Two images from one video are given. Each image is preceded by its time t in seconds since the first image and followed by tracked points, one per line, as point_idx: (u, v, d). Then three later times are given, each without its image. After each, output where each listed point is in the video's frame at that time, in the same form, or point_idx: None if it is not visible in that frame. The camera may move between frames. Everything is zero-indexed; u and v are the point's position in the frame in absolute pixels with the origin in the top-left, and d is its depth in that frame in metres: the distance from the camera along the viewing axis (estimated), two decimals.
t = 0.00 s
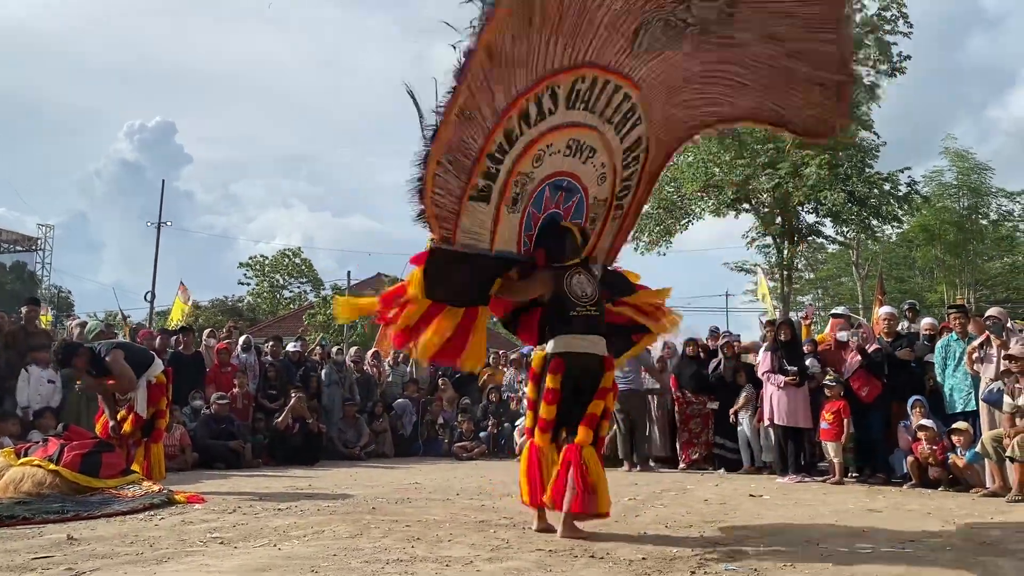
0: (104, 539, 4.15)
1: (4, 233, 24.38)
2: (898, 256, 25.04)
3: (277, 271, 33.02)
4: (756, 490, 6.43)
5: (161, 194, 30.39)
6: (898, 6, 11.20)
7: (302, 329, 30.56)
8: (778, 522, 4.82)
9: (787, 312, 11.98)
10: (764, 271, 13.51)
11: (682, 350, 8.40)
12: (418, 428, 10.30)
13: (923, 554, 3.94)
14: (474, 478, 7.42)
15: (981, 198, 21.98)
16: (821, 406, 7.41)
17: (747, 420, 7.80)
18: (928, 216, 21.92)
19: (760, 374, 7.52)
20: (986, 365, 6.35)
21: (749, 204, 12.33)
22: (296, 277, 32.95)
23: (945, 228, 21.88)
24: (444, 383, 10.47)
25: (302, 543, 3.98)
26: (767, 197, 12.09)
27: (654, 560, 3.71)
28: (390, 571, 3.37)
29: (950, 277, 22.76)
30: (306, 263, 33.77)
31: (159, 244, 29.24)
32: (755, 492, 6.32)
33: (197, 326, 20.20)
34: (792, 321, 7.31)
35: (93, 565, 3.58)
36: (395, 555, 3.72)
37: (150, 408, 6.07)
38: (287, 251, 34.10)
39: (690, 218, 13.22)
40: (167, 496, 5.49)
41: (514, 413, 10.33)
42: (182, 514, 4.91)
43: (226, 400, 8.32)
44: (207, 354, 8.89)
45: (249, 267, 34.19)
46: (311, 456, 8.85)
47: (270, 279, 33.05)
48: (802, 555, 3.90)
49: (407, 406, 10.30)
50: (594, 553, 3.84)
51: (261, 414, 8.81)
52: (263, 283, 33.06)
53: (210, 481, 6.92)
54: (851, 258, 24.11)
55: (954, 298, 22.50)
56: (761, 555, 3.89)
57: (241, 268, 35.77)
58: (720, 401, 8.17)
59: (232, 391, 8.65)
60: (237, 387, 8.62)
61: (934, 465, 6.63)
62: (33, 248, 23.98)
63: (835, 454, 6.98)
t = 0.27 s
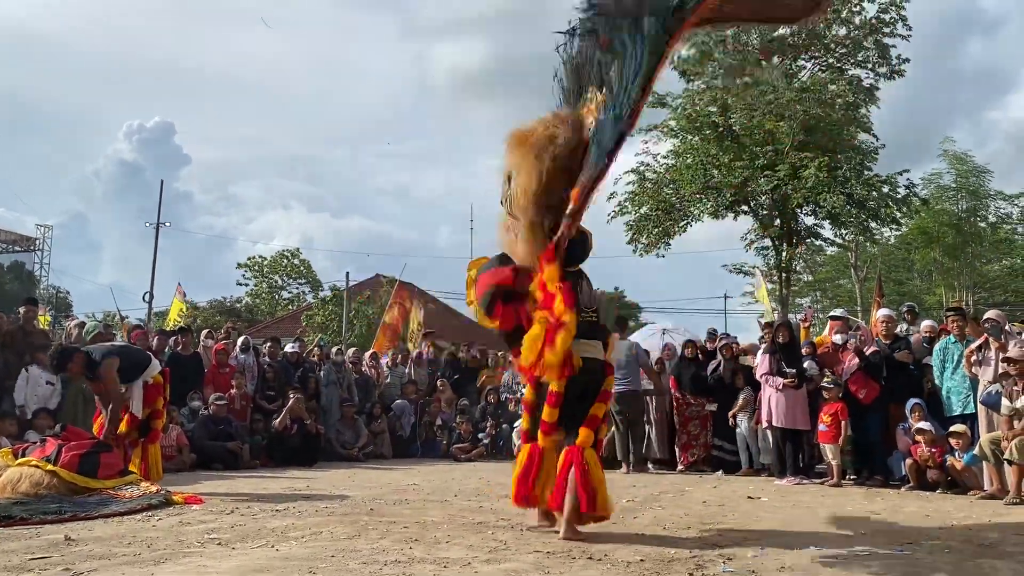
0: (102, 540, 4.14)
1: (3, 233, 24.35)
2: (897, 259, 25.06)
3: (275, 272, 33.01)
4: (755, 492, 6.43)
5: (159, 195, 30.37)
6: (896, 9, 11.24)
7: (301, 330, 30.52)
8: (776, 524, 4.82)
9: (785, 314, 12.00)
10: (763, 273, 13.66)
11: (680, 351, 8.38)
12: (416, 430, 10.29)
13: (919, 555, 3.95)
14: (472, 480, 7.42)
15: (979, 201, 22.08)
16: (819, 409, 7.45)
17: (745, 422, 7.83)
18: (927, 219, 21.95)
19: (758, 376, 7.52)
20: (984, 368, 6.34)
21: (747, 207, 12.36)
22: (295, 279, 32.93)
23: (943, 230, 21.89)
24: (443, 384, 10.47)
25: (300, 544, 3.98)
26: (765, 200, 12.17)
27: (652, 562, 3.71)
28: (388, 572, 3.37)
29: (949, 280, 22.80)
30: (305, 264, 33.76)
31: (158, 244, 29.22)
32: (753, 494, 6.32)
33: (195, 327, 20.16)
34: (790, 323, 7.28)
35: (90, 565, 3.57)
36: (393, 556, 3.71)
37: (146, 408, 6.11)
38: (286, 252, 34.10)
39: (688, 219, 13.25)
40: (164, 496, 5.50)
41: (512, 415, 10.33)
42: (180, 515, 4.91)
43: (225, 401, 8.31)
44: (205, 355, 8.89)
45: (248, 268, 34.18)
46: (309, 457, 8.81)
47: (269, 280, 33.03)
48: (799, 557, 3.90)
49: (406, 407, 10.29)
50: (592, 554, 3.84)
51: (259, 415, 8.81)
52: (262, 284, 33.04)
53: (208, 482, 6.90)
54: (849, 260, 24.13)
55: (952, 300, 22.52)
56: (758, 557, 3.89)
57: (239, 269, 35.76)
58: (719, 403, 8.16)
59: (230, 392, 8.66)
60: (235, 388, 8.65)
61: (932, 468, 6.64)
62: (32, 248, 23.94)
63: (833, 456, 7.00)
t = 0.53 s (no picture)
0: (101, 540, 4.14)
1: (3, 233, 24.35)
2: (897, 262, 25.07)
3: (275, 273, 33.01)
4: (754, 494, 6.43)
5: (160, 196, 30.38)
6: (896, 12, 11.26)
7: (300, 331, 30.52)
8: (775, 526, 4.83)
9: (785, 317, 12.00)
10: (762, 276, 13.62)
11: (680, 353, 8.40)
12: (416, 431, 10.28)
13: (918, 557, 3.95)
14: (472, 481, 7.42)
15: (978, 204, 22.09)
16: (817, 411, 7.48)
17: (744, 425, 7.83)
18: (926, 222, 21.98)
19: (757, 378, 7.49)
20: (984, 371, 6.36)
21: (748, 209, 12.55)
22: (294, 280, 32.92)
23: (943, 233, 21.91)
24: (442, 386, 10.48)
25: (299, 545, 3.98)
26: (765, 202, 12.37)
27: (651, 564, 3.71)
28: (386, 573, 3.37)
29: (948, 283, 22.81)
30: (305, 265, 33.77)
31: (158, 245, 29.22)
32: (753, 496, 6.32)
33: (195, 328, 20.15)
34: (790, 325, 7.28)
35: (88, 566, 3.57)
36: (392, 557, 3.71)
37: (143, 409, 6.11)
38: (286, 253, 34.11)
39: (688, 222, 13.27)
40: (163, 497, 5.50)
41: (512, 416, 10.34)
42: (179, 516, 4.90)
43: (225, 402, 8.30)
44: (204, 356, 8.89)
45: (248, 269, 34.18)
46: (307, 459, 8.79)
47: (268, 280, 33.03)
48: (798, 559, 3.90)
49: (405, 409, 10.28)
50: (591, 556, 3.84)
51: (259, 416, 8.81)
52: (261, 284, 33.03)
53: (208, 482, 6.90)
54: (849, 263, 24.15)
55: (952, 303, 22.53)
56: (757, 559, 3.90)
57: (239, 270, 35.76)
58: (718, 405, 8.21)
59: (229, 392, 8.66)
60: (234, 390, 8.65)
61: (932, 470, 6.64)
62: (32, 248, 23.91)
63: (832, 458, 6.99)
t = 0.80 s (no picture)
0: (102, 540, 4.14)
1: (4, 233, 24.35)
2: (898, 264, 25.05)
3: (276, 274, 33.01)
4: (754, 497, 6.43)
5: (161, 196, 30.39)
6: (898, 15, 11.26)
7: (301, 332, 30.50)
8: (775, 529, 4.82)
9: (786, 319, 11.99)
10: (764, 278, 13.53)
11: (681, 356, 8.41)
12: (416, 432, 10.27)
13: (919, 560, 3.95)
14: (472, 482, 7.42)
15: (980, 207, 22.05)
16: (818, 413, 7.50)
17: (744, 427, 7.84)
18: (927, 224, 21.97)
19: (758, 380, 7.49)
20: (984, 374, 6.36)
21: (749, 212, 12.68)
22: (295, 280, 32.92)
23: (944, 236, 21.89)
24: (442, 387, 10.47)
25: (299, 545, 3.98)
26: (767, 204, 12.50)
27: (651, 566, 3.71)
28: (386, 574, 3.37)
29: (949, 286, 22.79)
30: (306, 265, 33.76)
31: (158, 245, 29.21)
32: (753, 499, 6.32)
33: (195, 329, 20.13)
34: (790, 328, 7.31)
35: (89, 565, 3.57)
36: (392, 558, 3.71)
37: (142, 408, 6.12)
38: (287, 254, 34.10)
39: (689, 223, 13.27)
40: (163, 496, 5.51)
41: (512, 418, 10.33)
42: (178, 516, 4.90)
43: (225, 402, 8.30)
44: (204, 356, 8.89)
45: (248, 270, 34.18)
46: (307, 459, 8.80)
47: (269, 281, 33.03)
48: (798, 562, 3.90)
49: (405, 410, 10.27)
50: (591, 558, 3.84)
51: (259, 416, 8.80)
52: (262, 285, 33.03)
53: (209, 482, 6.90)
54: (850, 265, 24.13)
55: (953, 306, 22.51)
56: (758, 562, 3.89)
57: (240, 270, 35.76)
58: (718, 407, 8.22)
59: (229, 393, 8.65)
60: (235, 390, 8.65)
61: (932, 473, 6.64)
62: (33, 248, 23.91)
63: (832, 461, 6.99)
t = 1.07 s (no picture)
0: (102, 539, 4.14)
1: (6, 233, 24.37)
2: (899, 266, 25.03)
3: (277, 274, 33.02)
4: (754, 499, 6.42)
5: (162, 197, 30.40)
6: (900, 17, 11.25)
7: (302, 332, 30.51)
8: (776, 530, 4.82)
9: (787, 320, 11.98)
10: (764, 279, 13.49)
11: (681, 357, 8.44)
12: (417, 432, 10.27)
13: (919, 563, 3.95)
14: (472, 483, 7.42)
15: (982, 210, 21.99)
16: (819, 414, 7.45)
17: (746, 429, 7.84)
18: (929, 227, 21.95)
19: (760, 382, 7.50)
20: (986, 377, 6.35)
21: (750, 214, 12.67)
22: (297, 281, 32.92)
23: (946, 238, 21.86)
24: (443, 387, 10.48)
25: (300, 546, 3.98)
26: (768, 205, 12.44)
27: (651, 567, 3.71)
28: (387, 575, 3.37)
29: (951, 288, 22.75)
30: (307, 266, 33.77)
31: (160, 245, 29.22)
32: (753, 500, 6.32)
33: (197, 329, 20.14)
34: (792, 330, 7.32)
35: (90, 565, 3.57)
36: (393, 559, 3.72)
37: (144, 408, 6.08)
38: (288, 254, 34.12)
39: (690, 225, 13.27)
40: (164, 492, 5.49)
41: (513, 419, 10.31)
42: (179, 517, 4.90)
43: (226, 402, 8.30)
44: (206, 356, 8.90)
45: (250, 270, 34.19)
46: (308, 459, 8.79)
47: (270, 281, 33.04)
48: (799, 564, 3.90)
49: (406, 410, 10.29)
50: (591, 559, 3.85)
51: (260, 417, 8.80)
52: (263, 285, 33.04)
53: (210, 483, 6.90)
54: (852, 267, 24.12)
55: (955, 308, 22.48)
56: (758, 563, 3.89)
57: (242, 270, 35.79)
58: (719, 408, 8.16)
59: (230, 393, 8.65)
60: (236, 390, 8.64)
61: (933, 476, 6.63)
62: (35, 248, 23.90)
63: (833, 463, 6.98)
